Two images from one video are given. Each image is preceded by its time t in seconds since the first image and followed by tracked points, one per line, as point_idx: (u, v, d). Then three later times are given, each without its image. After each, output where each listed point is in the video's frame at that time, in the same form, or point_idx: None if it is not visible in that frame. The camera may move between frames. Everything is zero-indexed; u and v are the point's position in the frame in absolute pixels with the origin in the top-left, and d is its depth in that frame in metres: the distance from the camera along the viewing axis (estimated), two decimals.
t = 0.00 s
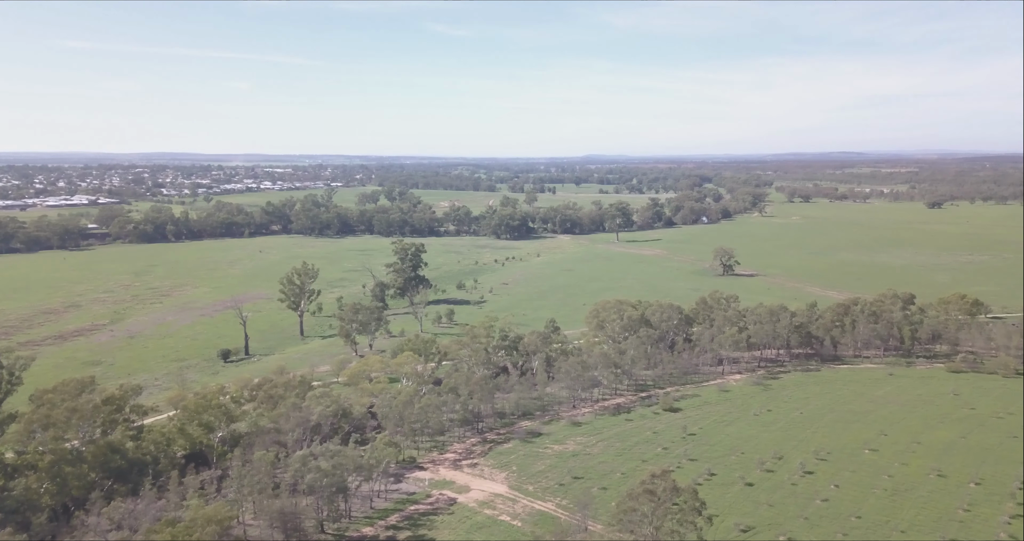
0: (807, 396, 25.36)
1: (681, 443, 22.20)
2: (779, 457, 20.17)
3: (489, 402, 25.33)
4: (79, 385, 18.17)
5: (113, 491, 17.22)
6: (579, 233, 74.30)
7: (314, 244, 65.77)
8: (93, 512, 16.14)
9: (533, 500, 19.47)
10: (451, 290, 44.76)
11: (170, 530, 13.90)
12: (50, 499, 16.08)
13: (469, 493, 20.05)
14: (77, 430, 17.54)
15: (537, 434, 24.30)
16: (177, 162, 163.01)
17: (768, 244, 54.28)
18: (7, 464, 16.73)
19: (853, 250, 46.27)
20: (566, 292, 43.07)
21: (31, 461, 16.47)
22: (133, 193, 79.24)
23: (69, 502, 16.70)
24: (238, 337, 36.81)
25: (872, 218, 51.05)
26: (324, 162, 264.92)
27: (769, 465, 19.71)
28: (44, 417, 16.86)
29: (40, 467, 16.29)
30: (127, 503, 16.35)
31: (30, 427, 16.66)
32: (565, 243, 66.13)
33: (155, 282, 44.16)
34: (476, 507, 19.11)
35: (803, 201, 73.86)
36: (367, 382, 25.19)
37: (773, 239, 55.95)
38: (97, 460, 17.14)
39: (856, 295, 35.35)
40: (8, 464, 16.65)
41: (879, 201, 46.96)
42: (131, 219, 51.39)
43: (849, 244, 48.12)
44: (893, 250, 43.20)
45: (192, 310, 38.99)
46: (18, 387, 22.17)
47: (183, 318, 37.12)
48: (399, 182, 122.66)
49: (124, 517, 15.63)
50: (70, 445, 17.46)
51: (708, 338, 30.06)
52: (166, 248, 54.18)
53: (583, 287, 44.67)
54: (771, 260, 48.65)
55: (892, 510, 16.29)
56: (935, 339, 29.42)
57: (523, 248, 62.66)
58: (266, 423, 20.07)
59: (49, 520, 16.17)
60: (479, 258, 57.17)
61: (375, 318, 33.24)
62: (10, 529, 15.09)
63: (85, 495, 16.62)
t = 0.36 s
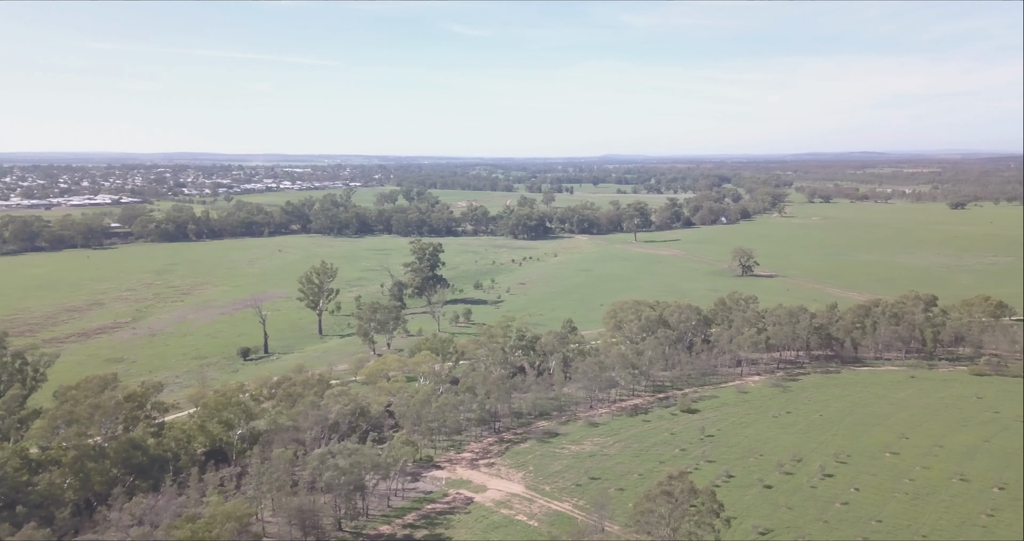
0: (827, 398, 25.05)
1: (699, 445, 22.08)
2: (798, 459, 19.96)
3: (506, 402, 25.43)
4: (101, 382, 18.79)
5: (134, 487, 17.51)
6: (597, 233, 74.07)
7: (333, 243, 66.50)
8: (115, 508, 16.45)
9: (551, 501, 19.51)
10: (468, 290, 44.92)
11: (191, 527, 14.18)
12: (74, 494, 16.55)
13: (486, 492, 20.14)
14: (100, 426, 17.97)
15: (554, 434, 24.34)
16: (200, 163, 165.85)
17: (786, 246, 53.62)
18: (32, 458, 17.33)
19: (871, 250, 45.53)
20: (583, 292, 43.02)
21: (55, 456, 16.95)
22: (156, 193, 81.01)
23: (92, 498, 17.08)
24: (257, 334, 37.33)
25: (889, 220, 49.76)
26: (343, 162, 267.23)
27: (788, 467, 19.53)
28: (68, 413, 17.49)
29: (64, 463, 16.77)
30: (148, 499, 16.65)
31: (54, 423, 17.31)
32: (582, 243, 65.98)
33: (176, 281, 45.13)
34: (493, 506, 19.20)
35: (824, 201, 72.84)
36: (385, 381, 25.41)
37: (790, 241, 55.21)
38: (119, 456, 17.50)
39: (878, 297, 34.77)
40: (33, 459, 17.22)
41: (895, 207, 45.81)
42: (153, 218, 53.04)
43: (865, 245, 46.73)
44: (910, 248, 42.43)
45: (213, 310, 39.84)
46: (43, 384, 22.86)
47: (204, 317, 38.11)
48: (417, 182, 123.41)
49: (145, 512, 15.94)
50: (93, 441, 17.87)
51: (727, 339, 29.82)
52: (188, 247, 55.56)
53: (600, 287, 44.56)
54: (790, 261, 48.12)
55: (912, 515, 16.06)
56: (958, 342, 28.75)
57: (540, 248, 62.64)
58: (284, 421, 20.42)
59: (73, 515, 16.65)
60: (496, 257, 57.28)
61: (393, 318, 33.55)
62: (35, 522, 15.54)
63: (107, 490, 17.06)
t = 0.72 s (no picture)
0: (853, 401, 24.61)
1: (722, 447, 21.91)
2: (823, 463, 19.68)
3: (528, 402, 25.52)
4: (128, 379, 19.41)
5: (161, 482, 17.97)
6: (619, 234, 73.73)
7: (357, 243, 67.41)
8: (142, 502, 16.81)
9: (572, 501, 19.55)
10: (490, 290, 45.07)
11: (216, 522, 14.52)
12: (103, 488, 17.02)
13: (508, 492, 20.23)
14: (128, 422, 18.52)
15: (575, 435, 24.35)
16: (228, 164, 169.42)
17: (812, 247, 52.70)
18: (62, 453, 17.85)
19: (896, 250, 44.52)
20: (604, 293, 42.95)
21: (84, 451, 17.44)
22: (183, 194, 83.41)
23: (120, 492, 17.54)
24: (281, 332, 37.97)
25: (904, 222, 48.99)
26: (366, 162, 270.34)
27: (812, 471, 19.28)
28: (97, 409, 18.01)
29: (93, 457, 17.23)
30: (175, 494, 17.08)
31: (83, 418, 17.79)
32: (604, 243, 65.78)
33: (203, 280, 46.41)
34: (514, 506, 19.30)
35: (849, 202, 71.71)
36: (408, 380, 25.67)
37: (816, 242, 54.22)
38: (146, 451, 17.97)
39: (907, 298, 34.01)
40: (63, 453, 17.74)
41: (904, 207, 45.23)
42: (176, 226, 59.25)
43: (882, 246, 45.87)
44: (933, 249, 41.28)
45: (238, 309, 40.85)
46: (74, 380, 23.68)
47: (229, 316, 39.42)
48: (439, 182, 124.27)
49: (172, 507, 16.35)
50: (121, 437, 18.38)
51: (751, 341, 29.49)
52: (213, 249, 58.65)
53: (621, 287, 44.43)
54: (815, 263, 47.29)
55: (941, 521, 15.55)
56: (989, 345, 27.97)
57: (561, 248, 62.60)
58: (308, 419, 20.76)
59: (101, 509, 17.12)
60: (518, 257, 57.37)
61: (416, 317, 33.91)
62: (66, 515, 15.93)
63: (134, 485, 17.57)
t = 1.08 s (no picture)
0: (881, 404, 24.15)
1: (746, 449, 21.69)
2: (849, 466, 19.38)
3: (550, 402, 25.59)
4: (156, 375, 19.75)
5: (188, 477, 18.52)
6: (643, 234, 73.24)
7: (381, 242, 68.12)
8: (169, 497, 17.14)
9: (594, 502, 19.56)
10: (513, 290, 45.20)
11: (241, 517, 14.89)
12: (131, 482, 17.61)
13: (529, 492, 20.33)
14: (156, 418, 18.89)
15: (598, 436, 24.33)
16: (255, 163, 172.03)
17: (837, 248, 51.61)
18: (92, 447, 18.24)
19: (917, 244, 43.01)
20: (627, 293, 42.74)
21: (113, 445, 17.90)
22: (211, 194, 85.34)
23: (147, 486, 18.02)
24: (306, 330, 38.58)
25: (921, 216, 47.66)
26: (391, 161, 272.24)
27: (838, 474, 19.00)
28: (126, 405, 18.40)
29: (122, 452, 17.80)
30: (201, 489, 17.52)
31: (113, 414, 18.21)
32: (628, 244, 65.37)
33: (230, 280, 47.71)
34: (536, 506, 19.39)
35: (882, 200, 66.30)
36: (430, 378, 25.89)
37: (841, 243, 53.04)
38: (174, 447, 18.50)
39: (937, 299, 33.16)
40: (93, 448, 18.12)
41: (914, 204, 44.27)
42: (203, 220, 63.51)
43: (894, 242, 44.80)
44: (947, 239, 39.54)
45: (263, 307, 41.76)
46: (103, 376, 24.42)
47: (254, 315, 40.21)
48: (463, 182, 124.88)
49: (198, 502, 16.72)
50: (149, 432, 18.79)
51: (776, 342, 29.10)
52: (239, 248, 60.41)
53: (645, 288, 44.10)
54: (841, 265, 46.30)
55: (971, 527, 15.08)
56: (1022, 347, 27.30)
57: (584, 248, 62.46)
58: (332, 417, 21.09)
59: (130, 503, 17.66)
60: (541, 257, 57.41)
61: (438, 316, 34.19)
62: (95, 509, 16.20)
63: (162, 480, 18.13)
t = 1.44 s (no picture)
0: (908, 408, 23.68)
1: (769, 451, 21.46)
2: (874, 470, 19.07)
3: (571, 402, 25.63)
4: (181, 372, 20.40)
5: (212, 473, 18.86)
6: (665, 234, 72.67)
7: (403, 242, 68.70)
8: (193, 492, 17.64)
9: (614, 503, 19.55)
10: (534, 290, 45.24)
11: (263, 513, 15.19)
12: (157, 477, 18.01)
13: (550, 492, 20.39)
14: (181, 414, 19.42)
15: (618, 436, 24.30)
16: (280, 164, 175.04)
17: (864, 248, 50.54)
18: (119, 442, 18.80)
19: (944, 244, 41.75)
20: (648, 294, 42.49)
21: (140, 441, 18.43)
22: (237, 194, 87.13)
23: (172, 482, 18.47)
24: (328, 328, 39.12)
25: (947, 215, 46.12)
26: (413, 161, 274.28)
27: (862, 478, 18.74)
28: (152, 401, 18.99)
29: (148, 448, 18.25)
30: (224, 485, 17.90)
31: (140, 409, 18.81)
32: (650, 244, 64.92)
33: (255, 279, 48.99)
34: (557, 506, 19.45)
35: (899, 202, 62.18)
36: (451, 377, 26.08)
37: (868, 243, 51.86)
38: (198, 443, 18.93)
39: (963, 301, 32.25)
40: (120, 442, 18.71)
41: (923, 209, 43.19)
42: (229, 219, 65.59)
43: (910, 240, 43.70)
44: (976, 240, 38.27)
45: (287, 306, 42.62)
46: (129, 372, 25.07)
47: (278, 313, 40.97)
48: (484, 182, 125.29)
49: (222, 498, 17.06)
50: (174, 428, 19.30)
51: (800, 344, 28.72)
52: (263, 247, 61.51)
53: (667, 289, 43.77)
54: (866, 265, 45.43)
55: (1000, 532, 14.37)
56: None
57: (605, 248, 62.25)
58: (353, 415, 21.39)
59: (155, 497, 18.09)
60: (562, 257, 57.38)
61: (459, 315, 34.42)
62: (121, 502, 16.77)
63: (187, 475, 18.49)
